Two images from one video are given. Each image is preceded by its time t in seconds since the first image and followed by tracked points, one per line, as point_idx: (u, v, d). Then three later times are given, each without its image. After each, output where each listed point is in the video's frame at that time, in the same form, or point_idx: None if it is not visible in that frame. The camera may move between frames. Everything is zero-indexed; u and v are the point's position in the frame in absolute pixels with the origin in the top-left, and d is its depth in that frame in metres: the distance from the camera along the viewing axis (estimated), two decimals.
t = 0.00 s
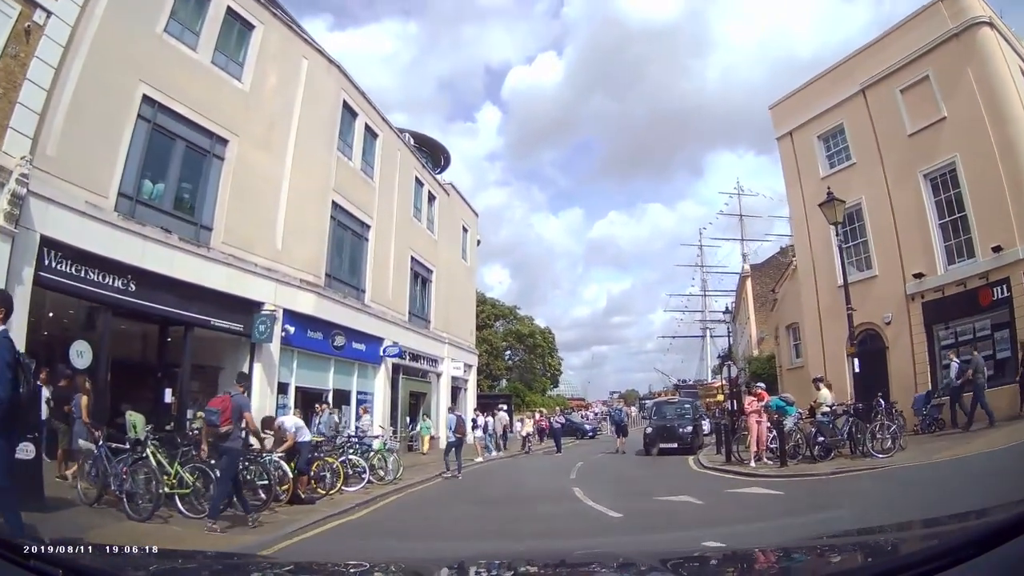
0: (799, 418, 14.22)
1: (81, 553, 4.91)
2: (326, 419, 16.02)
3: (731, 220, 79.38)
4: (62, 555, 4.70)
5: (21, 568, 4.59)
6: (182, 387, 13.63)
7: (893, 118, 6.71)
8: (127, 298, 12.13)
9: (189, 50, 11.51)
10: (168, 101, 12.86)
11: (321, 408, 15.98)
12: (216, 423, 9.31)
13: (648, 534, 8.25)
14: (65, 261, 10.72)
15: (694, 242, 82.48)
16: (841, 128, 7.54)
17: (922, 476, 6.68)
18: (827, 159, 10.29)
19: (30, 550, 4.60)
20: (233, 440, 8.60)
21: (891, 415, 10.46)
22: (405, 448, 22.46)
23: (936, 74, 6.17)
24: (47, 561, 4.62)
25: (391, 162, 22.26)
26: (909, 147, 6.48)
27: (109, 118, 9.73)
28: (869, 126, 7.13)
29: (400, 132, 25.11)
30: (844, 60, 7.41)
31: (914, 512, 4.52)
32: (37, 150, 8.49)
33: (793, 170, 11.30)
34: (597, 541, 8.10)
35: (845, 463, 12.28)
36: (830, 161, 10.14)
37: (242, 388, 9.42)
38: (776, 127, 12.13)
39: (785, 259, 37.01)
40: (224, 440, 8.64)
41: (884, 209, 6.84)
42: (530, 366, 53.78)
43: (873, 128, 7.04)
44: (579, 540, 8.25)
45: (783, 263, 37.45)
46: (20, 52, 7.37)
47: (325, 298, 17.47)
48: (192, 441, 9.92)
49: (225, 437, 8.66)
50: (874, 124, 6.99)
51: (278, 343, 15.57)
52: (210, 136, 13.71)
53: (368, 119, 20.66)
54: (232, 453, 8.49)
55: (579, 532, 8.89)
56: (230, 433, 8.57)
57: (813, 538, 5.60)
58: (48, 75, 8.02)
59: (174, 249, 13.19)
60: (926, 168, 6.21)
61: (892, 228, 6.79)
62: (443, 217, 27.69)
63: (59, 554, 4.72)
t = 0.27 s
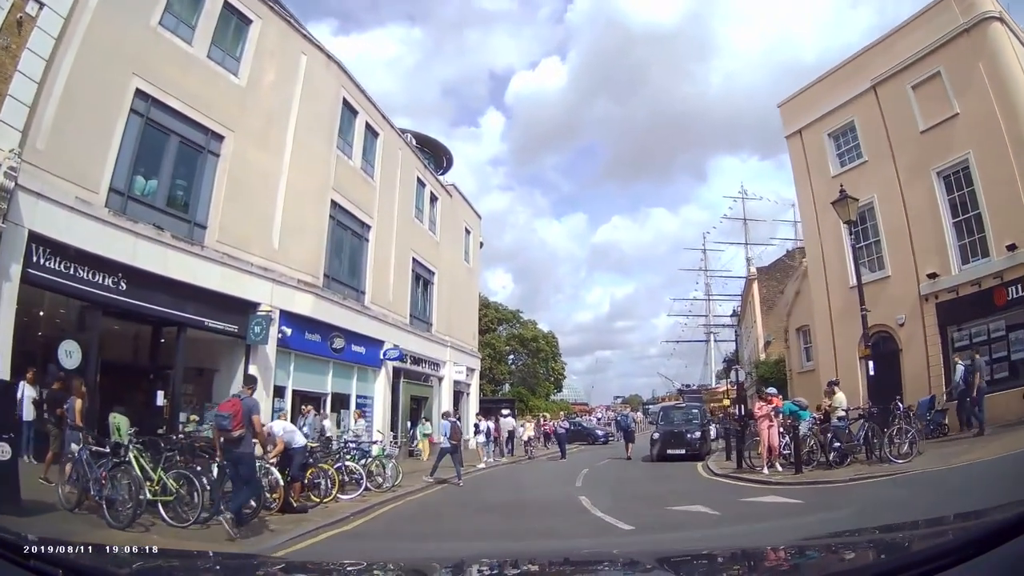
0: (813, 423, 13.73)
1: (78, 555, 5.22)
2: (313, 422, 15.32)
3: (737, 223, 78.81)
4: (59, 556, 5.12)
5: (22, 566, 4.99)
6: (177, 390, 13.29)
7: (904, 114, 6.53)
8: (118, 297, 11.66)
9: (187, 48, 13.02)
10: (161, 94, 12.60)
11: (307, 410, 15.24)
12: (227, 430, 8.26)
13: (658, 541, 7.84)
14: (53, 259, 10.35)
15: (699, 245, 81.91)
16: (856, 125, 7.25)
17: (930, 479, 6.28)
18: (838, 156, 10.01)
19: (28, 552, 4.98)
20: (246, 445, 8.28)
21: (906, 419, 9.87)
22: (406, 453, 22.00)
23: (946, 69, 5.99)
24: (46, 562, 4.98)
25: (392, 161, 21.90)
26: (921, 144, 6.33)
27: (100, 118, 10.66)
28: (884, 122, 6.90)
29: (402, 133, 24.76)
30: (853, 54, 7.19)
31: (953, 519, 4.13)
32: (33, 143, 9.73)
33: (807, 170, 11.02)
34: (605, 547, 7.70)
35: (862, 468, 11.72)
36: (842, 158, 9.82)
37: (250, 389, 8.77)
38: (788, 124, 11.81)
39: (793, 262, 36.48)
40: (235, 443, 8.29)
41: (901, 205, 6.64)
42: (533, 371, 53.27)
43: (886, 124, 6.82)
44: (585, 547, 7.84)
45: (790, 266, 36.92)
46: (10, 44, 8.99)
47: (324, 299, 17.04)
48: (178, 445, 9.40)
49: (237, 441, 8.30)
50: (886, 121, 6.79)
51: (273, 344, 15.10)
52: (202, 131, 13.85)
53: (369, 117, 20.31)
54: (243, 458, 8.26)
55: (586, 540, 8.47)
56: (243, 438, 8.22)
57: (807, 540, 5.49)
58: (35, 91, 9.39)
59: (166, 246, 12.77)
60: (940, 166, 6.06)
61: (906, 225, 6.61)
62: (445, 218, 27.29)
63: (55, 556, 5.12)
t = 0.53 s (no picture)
0: (824, 426, 13.31)
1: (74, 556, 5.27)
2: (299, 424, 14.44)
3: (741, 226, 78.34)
4: (59, 555, 5.19)
5: (22, 566, 5.04)
6: (169, 391, 13.01)
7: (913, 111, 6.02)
8: (109, 295, 11.32)
9: (183, 39, 12.65)
10: (153, 85, 12.14)
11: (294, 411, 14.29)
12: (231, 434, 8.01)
13: (666, 545, 7.48)
14: (44, 254, 9.87)
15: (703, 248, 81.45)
16: (859, 123, 6.65)
17: (939, 487, 5.96)
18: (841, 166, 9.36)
19: (29, 552, 5.03)
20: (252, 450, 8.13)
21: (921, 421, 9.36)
22: (406, 456, 21.62)
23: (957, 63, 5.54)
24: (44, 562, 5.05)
25: (394, 159, 21.57)
26: (934, 141, 5.78)
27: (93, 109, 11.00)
28: (885, 122, 6.39)
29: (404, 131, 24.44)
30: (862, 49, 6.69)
31: (978, 521, 3.84)
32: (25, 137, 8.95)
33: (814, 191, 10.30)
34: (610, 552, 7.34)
35: (876, 473, 11.28)
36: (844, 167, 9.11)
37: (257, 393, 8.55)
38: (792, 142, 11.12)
39: (799, 265, 36.05)
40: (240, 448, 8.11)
41: (905, 206, 6.09)
42: (535, 373, 52.88)
43: (892, 123, 6.28)
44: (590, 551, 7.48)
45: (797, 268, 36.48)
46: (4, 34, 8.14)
47: (322, 298, 16.69)
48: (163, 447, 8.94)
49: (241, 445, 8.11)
50: (892, 119, 6.24)
51: (269, 344, 14.72)
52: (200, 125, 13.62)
53: (370, 114, 20.00)
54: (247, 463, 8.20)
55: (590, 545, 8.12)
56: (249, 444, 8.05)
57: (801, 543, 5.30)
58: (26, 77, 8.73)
59: (159, 242, 12.42)
60: (951, 163, 5.57)
61: (912, 229, 6.01)
62: (447, 218, 26.95)
63: (55, 554, 5.19)
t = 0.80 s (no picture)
0: (839, 427, 12.85)
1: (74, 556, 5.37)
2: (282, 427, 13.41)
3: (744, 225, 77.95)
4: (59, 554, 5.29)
5: (22, 565, 5.15)
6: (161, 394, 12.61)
7: (919, 107, 5.35)
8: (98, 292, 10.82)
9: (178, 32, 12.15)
10: (146, 78, 11.62)
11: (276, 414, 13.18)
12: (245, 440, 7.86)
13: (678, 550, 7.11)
14: (31, 250, 9.09)
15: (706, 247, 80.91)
16: (870, 114, 5.87)
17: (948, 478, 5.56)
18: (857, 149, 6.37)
19: (28, 551, 5.13)
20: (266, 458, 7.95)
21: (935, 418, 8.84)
22: (407, 459, 21.24)
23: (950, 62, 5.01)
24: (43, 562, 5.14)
25: (393, 157, 21.20)
26: (944, 133, 5.12)
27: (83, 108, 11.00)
28: (895, 113, 5.61)
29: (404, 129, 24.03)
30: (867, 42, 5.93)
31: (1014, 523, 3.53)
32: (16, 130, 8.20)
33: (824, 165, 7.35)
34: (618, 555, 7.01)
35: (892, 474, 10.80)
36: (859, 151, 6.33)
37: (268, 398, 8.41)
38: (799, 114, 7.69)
39: (805, 263, 35.64)
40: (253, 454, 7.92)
41: (916, 201, 5.36)
42: (539, 374, 52.42)
43: (904, 112, 5.49)
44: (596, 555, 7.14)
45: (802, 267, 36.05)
46: None
47: (320, 298, 16.30)
48: (145, 451, 8.62)
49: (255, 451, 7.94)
50: (902, 108, 5.46)
51: (265, 345, 14.35)
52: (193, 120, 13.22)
53: (368, 110, 19.61)
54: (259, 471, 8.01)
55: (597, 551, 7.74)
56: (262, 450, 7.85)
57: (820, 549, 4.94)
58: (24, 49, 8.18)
59: (148, 240, 12.01)
60: (962, 154, 4.90)
61: (925, 222, 5.32)
62: (448, 217, 26.55)
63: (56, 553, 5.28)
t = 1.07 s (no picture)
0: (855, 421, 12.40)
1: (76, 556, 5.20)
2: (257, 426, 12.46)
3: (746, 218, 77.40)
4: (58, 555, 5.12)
5: (22, 566, 4.98)
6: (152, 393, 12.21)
7: (932, 90, 5.42)
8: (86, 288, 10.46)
9: (167, 21, 11.94)
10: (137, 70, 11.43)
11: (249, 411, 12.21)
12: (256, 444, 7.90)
13: (691, 552, 6.73)
14: (19, 246, 8.44)
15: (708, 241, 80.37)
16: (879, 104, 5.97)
17: (974, 472, 5.20)
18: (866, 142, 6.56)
19: (29, 551, 4.97)
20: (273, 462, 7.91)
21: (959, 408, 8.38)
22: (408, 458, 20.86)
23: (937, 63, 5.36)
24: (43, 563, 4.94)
25: (391, 150, 20.79)
26: (953, 122, 5.25)
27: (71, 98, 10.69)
28: (908, 100, 5.72)
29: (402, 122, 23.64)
30: (872, 31, 6.21)
31: None
32: None
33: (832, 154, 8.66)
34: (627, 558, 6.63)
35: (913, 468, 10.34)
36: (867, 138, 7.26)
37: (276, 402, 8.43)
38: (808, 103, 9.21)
39: (811, 256, 35.18)
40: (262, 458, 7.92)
41: (928, 185, 5.45)
42: (541, 371, 52.06)
43: (915, 101, 5.63)
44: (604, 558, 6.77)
45: (808, 259, 35.58)
46: None
47: (316, 293, 15.90)
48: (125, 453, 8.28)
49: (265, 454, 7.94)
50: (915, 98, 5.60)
51: (259, 343, 13.96)
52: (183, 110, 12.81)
53: (366, 102, 19.22)
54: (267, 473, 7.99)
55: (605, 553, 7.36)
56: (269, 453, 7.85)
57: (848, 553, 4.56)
58: (11, 41, 7.66)
59: (139, 233, 11.62)
60: (972, 141, 5.01)
61: (935, 207, 5.44)
62: (448, 211, 26.12)
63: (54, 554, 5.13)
